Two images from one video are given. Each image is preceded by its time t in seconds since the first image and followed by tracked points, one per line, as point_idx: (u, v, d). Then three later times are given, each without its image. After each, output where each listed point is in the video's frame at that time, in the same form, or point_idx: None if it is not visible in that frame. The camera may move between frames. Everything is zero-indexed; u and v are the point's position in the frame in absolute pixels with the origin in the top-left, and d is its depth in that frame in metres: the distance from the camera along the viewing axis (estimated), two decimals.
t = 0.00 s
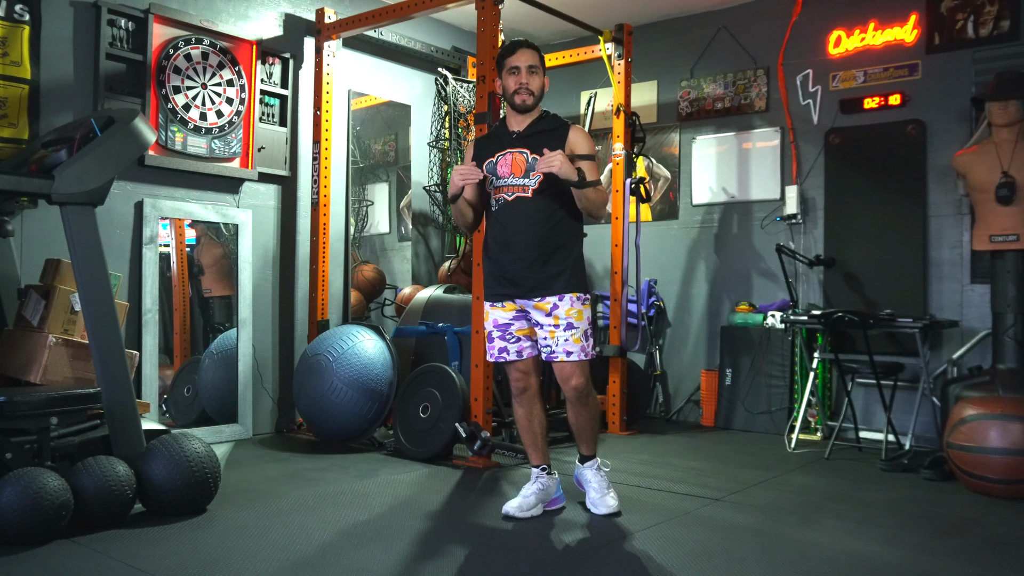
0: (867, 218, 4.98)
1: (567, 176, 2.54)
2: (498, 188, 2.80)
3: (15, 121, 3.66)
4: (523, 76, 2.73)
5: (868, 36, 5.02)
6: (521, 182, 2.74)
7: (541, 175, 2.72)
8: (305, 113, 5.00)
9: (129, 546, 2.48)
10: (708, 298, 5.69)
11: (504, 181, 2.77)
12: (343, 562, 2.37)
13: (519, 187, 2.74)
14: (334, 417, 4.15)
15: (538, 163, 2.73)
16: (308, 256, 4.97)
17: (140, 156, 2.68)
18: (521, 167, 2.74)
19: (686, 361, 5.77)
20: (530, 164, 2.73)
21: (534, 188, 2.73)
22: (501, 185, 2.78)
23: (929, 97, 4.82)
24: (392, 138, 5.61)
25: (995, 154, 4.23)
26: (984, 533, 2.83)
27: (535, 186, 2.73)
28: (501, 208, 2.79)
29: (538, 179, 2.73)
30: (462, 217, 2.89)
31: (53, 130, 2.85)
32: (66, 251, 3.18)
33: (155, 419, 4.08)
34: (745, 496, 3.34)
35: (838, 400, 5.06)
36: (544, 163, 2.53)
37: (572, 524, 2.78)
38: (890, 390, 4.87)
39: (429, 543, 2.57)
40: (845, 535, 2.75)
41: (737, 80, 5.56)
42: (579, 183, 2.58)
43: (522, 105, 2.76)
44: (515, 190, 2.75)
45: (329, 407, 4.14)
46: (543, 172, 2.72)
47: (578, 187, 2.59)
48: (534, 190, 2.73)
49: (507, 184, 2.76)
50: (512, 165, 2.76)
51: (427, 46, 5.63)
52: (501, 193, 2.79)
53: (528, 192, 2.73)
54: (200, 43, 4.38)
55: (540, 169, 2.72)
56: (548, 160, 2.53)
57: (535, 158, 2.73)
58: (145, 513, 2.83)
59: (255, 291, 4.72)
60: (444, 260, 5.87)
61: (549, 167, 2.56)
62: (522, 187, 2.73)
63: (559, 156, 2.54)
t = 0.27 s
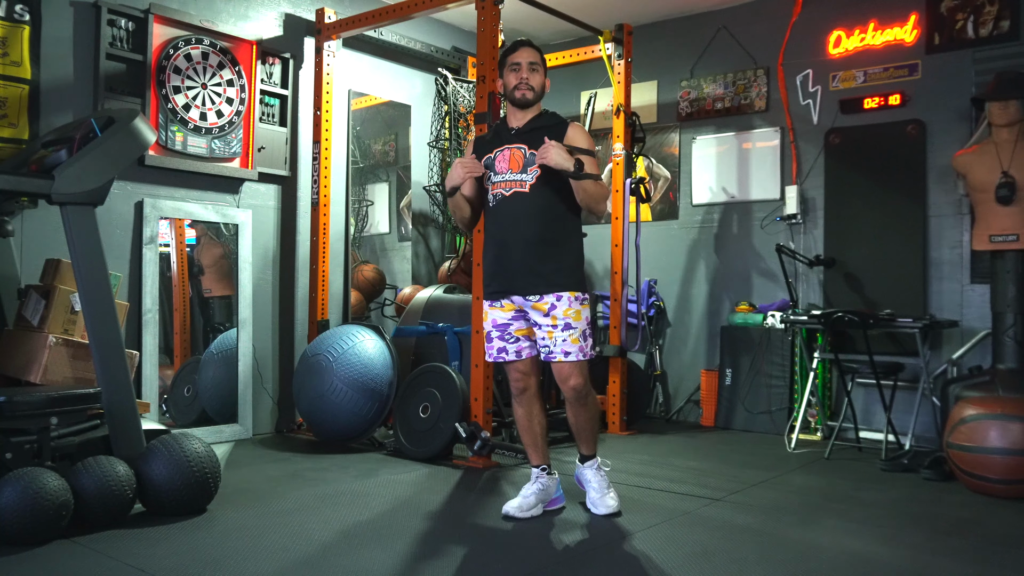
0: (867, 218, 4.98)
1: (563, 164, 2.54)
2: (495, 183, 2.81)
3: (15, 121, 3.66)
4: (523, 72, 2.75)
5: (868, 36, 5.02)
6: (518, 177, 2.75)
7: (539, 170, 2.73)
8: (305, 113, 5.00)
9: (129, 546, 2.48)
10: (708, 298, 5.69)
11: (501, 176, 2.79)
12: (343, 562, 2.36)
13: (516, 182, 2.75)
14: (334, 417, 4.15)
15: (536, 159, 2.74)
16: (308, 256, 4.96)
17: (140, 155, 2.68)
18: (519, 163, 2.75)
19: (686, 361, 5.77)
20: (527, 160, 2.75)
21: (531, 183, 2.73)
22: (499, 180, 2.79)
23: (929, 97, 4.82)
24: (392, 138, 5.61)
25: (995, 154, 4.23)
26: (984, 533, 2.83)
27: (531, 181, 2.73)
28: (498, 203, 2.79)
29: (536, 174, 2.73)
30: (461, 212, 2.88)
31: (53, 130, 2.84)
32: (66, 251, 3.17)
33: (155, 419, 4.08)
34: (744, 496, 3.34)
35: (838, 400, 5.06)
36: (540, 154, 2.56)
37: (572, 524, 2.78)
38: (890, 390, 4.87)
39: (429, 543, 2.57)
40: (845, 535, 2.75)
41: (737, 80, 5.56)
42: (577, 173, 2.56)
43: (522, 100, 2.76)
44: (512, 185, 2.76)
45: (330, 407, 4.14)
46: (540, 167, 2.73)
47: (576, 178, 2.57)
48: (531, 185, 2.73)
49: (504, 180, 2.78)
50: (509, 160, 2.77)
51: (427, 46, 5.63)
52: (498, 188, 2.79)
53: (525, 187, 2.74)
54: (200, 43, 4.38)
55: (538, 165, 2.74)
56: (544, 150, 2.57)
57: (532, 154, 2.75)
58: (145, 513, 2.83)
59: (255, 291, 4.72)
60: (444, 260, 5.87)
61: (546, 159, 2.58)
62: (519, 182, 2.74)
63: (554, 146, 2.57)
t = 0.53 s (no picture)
0: (867, 218, 4.98)
1: (568, 153, 2.54)
2: (494, 183, 2.81)
3: (15, 121, 3.66)
4: (524, 70, 2.75)
5: (868, 36, 5.02)
6: (517, 177, 2.75)
7: (538, 169, 2.73)
8: (305, 113, 5.00)
9: (129, 546, 2.48)
10: (709, 298, 5.69)
11: (500, 175, 2.78)
12: (342, 562, 2.36)
13: (515, 181, 2.74)
14: (334, 417, 4.15)
15: (535, 158, 2.74)
16: (308, 256, 4.96)
17: (140, 155, 2.68)
18: (518, 162, 2.75)
19: (686, 361, 5.77)
20: (527, 159, 2.75)
21: (530, 183, 2.73)
22: (497, 180, 2.79)
23: (929, 97, 4.82)
24: (392, 138, 5.61)
25: (995, 154, 4.23)
26: (984, 533, 2.83)
27: (531, 180, 2.73)
28: (497, 203, 2.79)
29: (535, 174, 2.73)
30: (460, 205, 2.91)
31: (53, 130, 2.84)
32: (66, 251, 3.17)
33: (155, 419, 4.08)
34: (744, 496, 3.34)
35: (838, 400, 5.06)
36: (545, 136, 2.56)
37: (572, 524, 2.78)
38: (889, 390, 4.87)
39: (428, 543, 2.57)
40: (845, 535, 2.75)
41: (737, 80, 5.56)
42: (579, 166, 2.57)
43: (524, 98, 2.77)
44: (510, 184, 2.76)
45: (330, 407, 4.14)
46: (539, 166, 2.73)
47: (577, 170, 2.58)
48: (530, 185, 2.73)
49: (503, 179, 2.77)
50: (509, 160, 2.77)
51: (427, 46, 5.63)
52: (497, 188, 2.79)
53: (524, 187, 2.74)
54: (200, 43, 4.38)
55: (537, 164, 2.74)
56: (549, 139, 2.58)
57: (532, 153, 2.75)
58: (145, 513, 2.83)
59: (255, 291, 4.72)
60: (444, 260, 5.87)
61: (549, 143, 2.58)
62: (518, 181, 2.74)
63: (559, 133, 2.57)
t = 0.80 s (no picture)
0: (867, 218, 4.98)
1: (569, 165, 2.53)
2: (495, 183, 2.80)
3: (15, 121, 3.66)
4: (525, 70, 2.75)
5: (868, 36, 5.02)
6: (518, 177, 2.74)
7: (538, 169, 2.73)
8: (305, 113, 5.00)
9: (129, 546, 2.48)
10: (708, 298, 5.69)
11: (500, 175, 2.78)
12: (343, 562, 2.36)
13: (515, 182, 2.74)
14: (334, 417, 4.15)
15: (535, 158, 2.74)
16: (308, 255, 4.96)
17: (140, 155, 2.68)
18: (518, 162, 2.75)
19: (686, 361, 5.77)
20: (527, 159, 2.74)
21: (531, 183, 2.73)
22: (498, 180, 2.78)
23: (929, 97, 4.82)
24: (392, 138, 5.61)
25: (995, 154, 4.23)
26: (984, 533, 2.83)
27: (531, 181, 2.73)
28: (497, 203, 2.79)
29: (535, 174, 2.73)
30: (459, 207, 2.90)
31: (53, 130, 2.84)
32: (66, 251, 3.17)
33: (155, 419, 4.08)
34: (744, 496, 3.34)
35: (838, 400, 5.06)
36: (544, 154, 2.53)
37: (572, 524, 2.78)
38: (890, 390, 4.87)
39: (429, 543, 2.57)
40: (845, 536, 2.75)
41: (737, 80, 5.56)
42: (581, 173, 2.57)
43: (524, 97, 2.76)
44: (511, 184, 2.75)
45: (330, 408, 4.14)
46: (540, 167, 2.73)
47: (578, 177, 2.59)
48: (530, 185, 2.73)
49: (503, 179, 2.77)
50: (509, 160, 2.76)
51: (427, 46, 5.63)
52: (497, 188, 2.79)
53: (524, 187, 2.73)
54: (200, 43, 4.38)
55: (537, 165, 2.73)
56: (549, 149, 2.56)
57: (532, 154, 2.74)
58: (146, 513, 2.83)
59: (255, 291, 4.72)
60: (444, 260, 5.86)
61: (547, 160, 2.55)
62: (519, 182, 2.74)
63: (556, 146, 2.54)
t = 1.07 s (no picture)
0: (867, 218, 4.98)
1: (573, 165, 2.54)
2: (497, 185, 2.80)
3: (15, 121, 3.66)
4: (526, 70, 2.75)
5: (869, 36, 5.01)
6: (521, 180, 2.74)
7: (542, 172, 2.73)
8: (305, 112, 5.00)
9: (129, 546, 2.47)
10: (709, 298, 5.69)
11: (504, 178, 2.78)
12: (342, 562, 2.36)
13: (518, 184, 2.74)
14: (334, 417, 4.14)
15: (539, 161, 2.74)
16: (308, 256, 4.96)
17: (140, 155, 2.68)
18: (521, 165, 2.75)
19: (686, 361, 5.77)
20: (531, 162, 2.74)
21: (534, 186, 2.73)
22: (501, 182, 2.78)
23: (929, 96, 4.81)
24: (392, 138, 5.61)
25: (995, 154, 4.23)
26: (984, 533, 2.83)
27: (535, 184, 2.73)
28: (501, 206, 2.79)
29: (539, 177, 2.73)
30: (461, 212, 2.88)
31: (52, 130, 2.84)
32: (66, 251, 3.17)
33: (155, 419, 4.08)
34: (744, 496, 3.34)
35: (839, 400, 5.05)
36: (549, 149, 2.54)
37: (572, 524, 2.78)
38: (890, 390, 4.86)
39: (429, 543, 2.57)
40: (845, 535, 2.75)
41: (737, 80, 5.56)
42: (585, 176, 2.56)
43: (525, 97, 2.76)
44: (514, 187, 2.75)
45: (329, 408, 4.13)
46: (543, 170, 2.73)
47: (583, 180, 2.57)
48: (534, 188, 2.73)
49: (506, 182, 2.77)
50: (512, 162, 2.76)
51: (427, 46, 5.63)
52: (500, 190, 2.78)
53: (528, 190, 2.73)
54: (200, 43, 4.38)
55: (541, 167, 2.73)
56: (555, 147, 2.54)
57: (535, 156, 2.75)
58: (145, 513, 2.82)
59: (255, 291, 4.72)
60: (444, 260, 5.86)
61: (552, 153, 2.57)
62: (522, 184, 2.74)
63: (564, 142, 2.55)
